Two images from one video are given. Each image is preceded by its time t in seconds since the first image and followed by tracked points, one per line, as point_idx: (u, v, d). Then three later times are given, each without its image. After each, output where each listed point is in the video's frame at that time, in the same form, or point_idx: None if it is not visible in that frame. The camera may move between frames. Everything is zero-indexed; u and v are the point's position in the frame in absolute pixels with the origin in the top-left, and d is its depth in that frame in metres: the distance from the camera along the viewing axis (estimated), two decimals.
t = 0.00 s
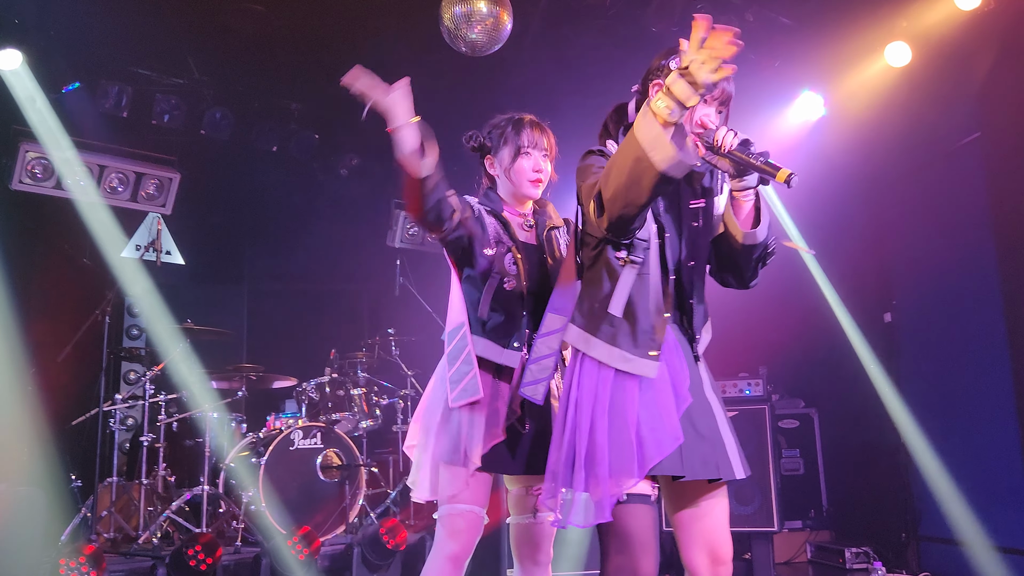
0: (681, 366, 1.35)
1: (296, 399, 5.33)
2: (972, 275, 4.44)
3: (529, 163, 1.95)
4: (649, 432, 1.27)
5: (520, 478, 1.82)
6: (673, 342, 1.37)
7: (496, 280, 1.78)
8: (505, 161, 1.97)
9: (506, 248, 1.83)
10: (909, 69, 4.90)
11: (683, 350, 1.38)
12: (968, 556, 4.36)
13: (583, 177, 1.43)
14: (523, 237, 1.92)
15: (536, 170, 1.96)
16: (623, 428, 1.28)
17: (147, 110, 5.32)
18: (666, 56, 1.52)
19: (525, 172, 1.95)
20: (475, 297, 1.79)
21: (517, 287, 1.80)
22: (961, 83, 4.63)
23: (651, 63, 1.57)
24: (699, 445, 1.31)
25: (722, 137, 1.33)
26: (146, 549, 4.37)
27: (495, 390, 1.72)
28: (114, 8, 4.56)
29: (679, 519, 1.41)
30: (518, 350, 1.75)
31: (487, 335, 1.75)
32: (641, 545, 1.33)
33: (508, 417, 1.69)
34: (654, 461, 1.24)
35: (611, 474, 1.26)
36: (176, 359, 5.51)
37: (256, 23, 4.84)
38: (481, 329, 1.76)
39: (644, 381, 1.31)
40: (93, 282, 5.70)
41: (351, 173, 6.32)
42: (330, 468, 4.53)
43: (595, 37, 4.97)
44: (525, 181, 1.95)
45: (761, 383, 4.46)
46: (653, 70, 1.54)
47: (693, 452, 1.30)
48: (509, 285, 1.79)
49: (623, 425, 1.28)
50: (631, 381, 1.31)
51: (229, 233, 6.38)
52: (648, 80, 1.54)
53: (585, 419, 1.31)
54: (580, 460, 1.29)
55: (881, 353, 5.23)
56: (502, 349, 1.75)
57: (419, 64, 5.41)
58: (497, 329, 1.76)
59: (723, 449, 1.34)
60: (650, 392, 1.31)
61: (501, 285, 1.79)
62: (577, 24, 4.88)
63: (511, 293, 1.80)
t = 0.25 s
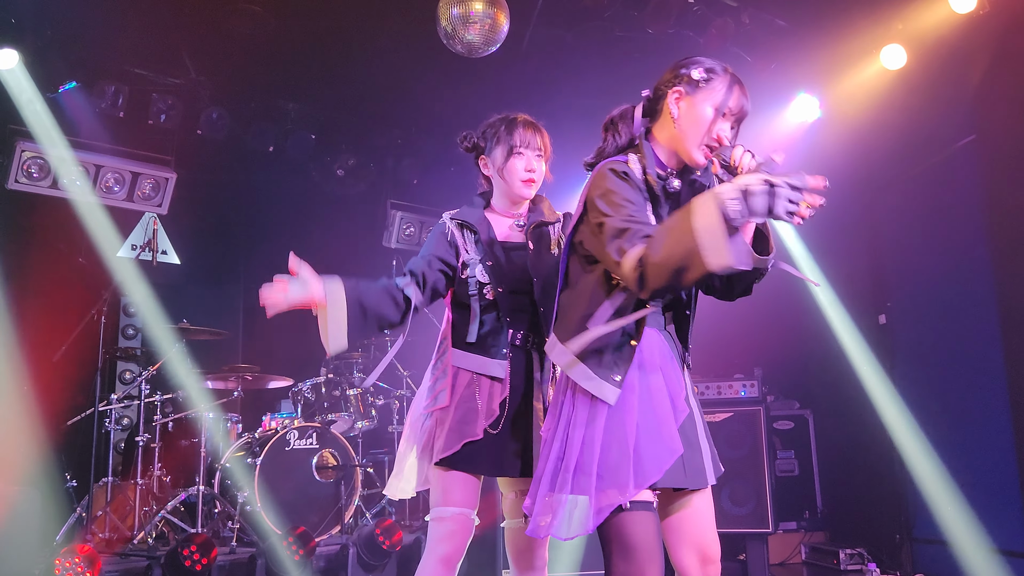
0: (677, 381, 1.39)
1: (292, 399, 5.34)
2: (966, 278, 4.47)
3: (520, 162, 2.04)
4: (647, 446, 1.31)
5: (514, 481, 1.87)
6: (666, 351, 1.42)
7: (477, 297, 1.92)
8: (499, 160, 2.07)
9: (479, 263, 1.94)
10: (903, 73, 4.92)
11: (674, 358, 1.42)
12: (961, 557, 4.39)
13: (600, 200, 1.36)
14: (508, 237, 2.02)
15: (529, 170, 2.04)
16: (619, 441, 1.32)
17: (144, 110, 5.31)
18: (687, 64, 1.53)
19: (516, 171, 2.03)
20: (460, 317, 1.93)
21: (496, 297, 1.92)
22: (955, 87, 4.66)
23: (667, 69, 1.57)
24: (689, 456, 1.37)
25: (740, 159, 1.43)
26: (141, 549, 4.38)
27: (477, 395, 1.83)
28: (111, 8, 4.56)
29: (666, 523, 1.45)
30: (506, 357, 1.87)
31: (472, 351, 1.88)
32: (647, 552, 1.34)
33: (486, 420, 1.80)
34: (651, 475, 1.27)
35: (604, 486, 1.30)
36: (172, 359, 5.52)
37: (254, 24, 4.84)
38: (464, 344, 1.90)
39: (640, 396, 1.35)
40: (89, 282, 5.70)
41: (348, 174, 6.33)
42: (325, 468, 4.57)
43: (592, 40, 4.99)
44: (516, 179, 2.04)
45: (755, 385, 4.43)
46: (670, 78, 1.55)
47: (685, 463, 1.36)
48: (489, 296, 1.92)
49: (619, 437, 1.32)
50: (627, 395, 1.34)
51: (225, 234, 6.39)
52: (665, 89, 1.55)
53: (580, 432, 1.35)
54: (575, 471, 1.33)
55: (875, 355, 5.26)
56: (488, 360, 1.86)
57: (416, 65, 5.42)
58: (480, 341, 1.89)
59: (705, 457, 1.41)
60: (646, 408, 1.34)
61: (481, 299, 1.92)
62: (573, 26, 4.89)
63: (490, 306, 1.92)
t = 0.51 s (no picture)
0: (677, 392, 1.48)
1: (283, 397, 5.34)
2: (957, 277, 4.48)
3: (496, 156, 2.00)
4: (657, 452, 1.39)
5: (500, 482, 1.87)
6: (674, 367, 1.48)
7: (455, 301, 1.91)
8: (475, 153, 2.03)
9: (458, 265, 1.93)
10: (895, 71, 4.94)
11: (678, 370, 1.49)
12: (951, 555, 4.41)
13: (640, 191, 1.46)
14: (486, 233, 2.03)
15: (505, 164, 2.01)
16: (633, 445, 1.37)
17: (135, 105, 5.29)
18: (709, 74, 1.60)
19: (492, 164, 1.99)
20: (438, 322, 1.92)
21: (478, 301, 1.91)
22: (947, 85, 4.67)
23: (686, 77, 1.66)
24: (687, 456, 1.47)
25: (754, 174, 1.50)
26: (131, 546, 4.36)
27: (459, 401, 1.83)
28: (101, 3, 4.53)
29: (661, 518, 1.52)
30: (482, 363, 1.85)
31: (443, 355, 1.85)
32: (652, 549, 1.36)
33: (468, 426, 1.80)
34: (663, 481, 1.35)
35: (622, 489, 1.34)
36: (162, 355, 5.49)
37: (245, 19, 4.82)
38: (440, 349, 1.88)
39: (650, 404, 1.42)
40: (79, 278, 5.67)
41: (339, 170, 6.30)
42: (317, 465, 4.49)
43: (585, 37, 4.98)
44: (492, 173, 2.00)
45: (747, 383, 4.46)
46: (691, 84, 1.62)
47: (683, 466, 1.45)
48: (470, 300, 1.92)
49: (634, 442, 1.38)
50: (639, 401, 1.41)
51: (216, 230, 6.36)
52: (687, 94, 1.63)
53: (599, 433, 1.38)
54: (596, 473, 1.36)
55: (866, 353, 5.28)
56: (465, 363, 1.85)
57: (408, 61, 5.41)
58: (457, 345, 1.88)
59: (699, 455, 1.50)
60: (656, 416, 1.42)
61: (461, 304, 1.92)
62: (566, 23, 4.87)
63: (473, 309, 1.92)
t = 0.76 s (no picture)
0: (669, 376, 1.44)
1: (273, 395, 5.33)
2: (946, 278, 4.50)
3: (484, 150, 2.00)
4: (646, 437, 1.34)
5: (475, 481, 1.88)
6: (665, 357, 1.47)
7: (452, 301, 1.86)
8: (461, 146, 2.02)
9: (457, 264, 1.89)
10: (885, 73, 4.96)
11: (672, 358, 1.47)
12: (938, 555, 4.42)
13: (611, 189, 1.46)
14: (472, 230, 2.03)
15: (492, 159, 2.02)
16: (622, 434, 1.35)
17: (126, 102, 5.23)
18: (695, 73, 1.60)
19: (480, 159, 2.00)
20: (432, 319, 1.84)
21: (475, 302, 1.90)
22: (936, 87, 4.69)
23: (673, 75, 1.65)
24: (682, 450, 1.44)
25: (734, 171, 1.68)
26: (119, 544, 4.35)
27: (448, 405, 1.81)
28: None
29: (658, 515, 1.49)
30: (479, 367, 1.85)
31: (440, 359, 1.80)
32: (628, 554, 1.37)
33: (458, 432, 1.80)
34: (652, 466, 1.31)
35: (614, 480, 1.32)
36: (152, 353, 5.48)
37: (236, 16, 4.81)
38: (437, 350, 1.82)
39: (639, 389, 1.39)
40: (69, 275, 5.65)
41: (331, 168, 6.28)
42: (307, 464, 4.44)
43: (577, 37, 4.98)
44: (479, 167, 2.01)
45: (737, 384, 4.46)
46: (677, 81, 1.62)
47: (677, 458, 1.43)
48: (468, 301, 1.89)
49: (622, 432, 1.35)
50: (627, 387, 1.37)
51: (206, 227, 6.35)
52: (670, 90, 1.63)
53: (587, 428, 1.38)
54: (587, 468, 1.36)
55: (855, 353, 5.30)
56: (457, 367, 1.82)
57: (400, 59, 5.40)
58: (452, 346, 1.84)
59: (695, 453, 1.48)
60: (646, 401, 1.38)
61: (458, 304, 1.88)
62: (558, 22, 4.88)
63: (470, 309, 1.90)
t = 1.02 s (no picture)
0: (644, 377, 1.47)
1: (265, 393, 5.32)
2: (937, 279, 4.52)
3: (464, 153, 2.03)
4: (625, 441, 1.37)
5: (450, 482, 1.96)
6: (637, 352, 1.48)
7: (440, 297, 1.87)
8: (442, 146, 2.04)
9: (449, 260, 1.91)
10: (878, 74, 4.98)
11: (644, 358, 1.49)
12: (928, 555, 4.45)
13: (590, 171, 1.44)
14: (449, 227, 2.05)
15: (471, 163, 2.05)
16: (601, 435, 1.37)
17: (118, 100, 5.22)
18: (679, 76, 1.64)
19: (460, 161, 2.03)
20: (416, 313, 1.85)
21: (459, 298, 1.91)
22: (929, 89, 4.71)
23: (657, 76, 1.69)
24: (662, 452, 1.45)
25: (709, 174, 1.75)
26: (111, 542, 4.35)
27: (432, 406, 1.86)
28: None
29: (643, 517, 1.50)
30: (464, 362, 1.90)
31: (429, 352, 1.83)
32: (619, 552, 1.37)
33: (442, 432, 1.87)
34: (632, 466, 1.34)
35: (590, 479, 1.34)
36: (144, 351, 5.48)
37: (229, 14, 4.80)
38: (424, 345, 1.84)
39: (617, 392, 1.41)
40: (61, 273, 5.64)
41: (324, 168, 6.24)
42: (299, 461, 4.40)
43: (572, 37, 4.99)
44: (459, 169, 2.04)
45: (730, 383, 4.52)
46: (663, 82, 1.65)
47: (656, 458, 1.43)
48: (454, 296, 1.90)
49: (600, 432, 1.37)
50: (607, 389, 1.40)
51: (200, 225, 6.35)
52: (655, 91, 1.66)
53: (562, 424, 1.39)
54: (561, 466, 1.36)
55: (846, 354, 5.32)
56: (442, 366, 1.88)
57: (394, 58, 5.40)
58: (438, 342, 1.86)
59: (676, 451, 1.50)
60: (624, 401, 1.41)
61: (445, 298, 1.88)
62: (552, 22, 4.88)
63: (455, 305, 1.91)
